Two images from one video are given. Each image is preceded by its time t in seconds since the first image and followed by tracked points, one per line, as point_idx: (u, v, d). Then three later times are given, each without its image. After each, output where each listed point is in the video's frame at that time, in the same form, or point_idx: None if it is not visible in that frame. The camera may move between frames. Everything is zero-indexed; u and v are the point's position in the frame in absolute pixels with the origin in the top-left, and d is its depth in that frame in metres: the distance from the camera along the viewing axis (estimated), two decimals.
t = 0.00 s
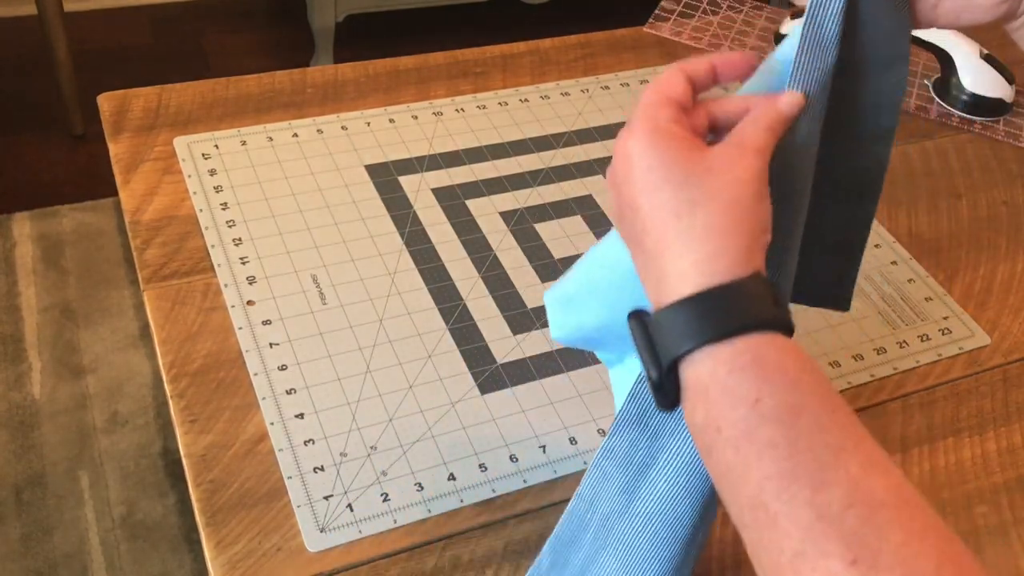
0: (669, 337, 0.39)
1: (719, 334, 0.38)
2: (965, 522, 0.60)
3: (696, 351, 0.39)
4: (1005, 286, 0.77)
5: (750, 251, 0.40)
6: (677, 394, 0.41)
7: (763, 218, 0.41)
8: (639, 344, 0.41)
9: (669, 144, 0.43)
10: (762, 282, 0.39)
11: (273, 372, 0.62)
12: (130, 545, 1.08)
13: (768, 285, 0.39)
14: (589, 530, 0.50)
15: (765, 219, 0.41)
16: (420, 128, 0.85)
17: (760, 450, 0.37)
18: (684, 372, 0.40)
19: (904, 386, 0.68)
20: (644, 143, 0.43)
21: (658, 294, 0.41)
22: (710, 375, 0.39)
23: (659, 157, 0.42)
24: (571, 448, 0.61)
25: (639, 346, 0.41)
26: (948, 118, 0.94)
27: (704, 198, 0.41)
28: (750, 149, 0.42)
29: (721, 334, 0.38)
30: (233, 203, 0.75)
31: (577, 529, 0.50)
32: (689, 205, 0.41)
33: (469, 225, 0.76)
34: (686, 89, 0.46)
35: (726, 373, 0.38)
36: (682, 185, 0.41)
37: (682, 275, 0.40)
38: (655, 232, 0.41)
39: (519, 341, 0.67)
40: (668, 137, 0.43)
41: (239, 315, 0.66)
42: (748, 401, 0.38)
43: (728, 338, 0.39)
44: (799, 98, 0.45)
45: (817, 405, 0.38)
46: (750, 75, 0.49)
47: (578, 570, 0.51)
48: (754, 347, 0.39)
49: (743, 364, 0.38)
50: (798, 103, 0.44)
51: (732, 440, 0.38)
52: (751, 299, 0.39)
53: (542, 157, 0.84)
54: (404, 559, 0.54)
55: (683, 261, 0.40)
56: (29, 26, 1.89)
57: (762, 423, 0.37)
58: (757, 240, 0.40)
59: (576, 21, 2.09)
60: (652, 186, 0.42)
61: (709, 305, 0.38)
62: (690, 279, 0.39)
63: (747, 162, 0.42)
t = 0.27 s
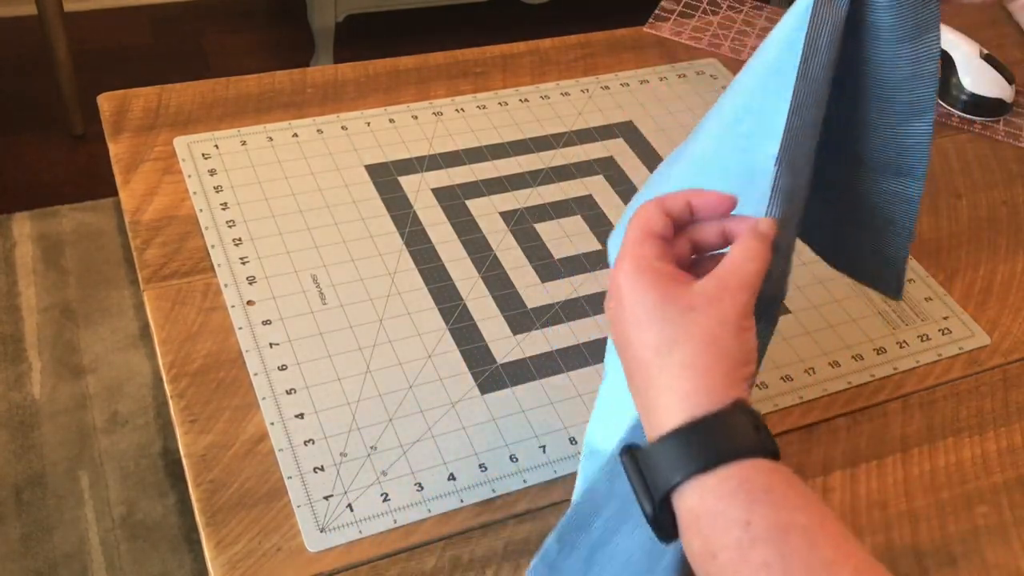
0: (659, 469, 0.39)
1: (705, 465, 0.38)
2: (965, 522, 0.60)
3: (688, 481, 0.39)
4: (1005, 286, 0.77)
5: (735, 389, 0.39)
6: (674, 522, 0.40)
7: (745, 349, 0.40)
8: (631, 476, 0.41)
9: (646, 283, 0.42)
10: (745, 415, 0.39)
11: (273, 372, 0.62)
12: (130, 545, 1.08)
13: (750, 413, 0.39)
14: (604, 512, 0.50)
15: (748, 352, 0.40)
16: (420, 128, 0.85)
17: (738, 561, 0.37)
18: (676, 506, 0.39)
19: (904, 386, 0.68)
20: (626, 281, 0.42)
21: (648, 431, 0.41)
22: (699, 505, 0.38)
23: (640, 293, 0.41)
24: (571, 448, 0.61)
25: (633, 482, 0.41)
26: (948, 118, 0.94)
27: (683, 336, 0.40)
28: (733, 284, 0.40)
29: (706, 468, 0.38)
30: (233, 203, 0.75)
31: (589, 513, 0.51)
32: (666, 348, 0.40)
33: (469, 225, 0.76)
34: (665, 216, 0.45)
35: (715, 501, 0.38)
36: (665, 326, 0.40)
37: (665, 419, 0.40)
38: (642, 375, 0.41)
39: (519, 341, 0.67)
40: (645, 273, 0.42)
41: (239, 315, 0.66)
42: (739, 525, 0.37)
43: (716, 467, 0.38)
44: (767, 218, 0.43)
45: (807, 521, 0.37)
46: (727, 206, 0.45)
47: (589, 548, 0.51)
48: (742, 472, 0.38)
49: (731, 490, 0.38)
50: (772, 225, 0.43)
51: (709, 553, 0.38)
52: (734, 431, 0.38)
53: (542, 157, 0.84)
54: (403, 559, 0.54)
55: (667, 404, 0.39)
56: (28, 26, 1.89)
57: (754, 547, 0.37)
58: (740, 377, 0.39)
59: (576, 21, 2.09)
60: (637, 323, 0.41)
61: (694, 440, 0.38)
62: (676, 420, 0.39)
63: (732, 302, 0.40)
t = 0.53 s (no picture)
0: (645, 483, 0.44)
1: (689, 479, 0.43)
2: (965, 522, 0.60)
3: (674, 492, 0.43)
4: (1005, 286, 0.77)
5: (713, 394, 0.44)
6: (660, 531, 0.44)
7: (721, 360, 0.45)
8: (618, 489, 0.45)
9: (631, 297, 0.47)
10: (727, 427, 0.43)
11: (273, 372, 0.62)
12: (130, 545, 1.08)
13: (732, 426, 0.44)
14: (602, 529, 0.54)
15: (725, 360, 0.45)
16: (420, 128, 0.85)
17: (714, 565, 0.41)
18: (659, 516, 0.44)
19: (904, 386, 0.68)
20: (611, 298, 0.47)
21: (632, 437, 0.46)
22: (685, 517, 0.43)
23: (625, 308, 0.47)
24: (571, 448, 0.61)
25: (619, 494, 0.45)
26: (948, 118, 0.94)
27: (666, 347, 0.45)
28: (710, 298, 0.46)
29: (688, 481, 0.43)
30: (233, 203, 0.75)
31: (588, 526, 0.54)
32: (649, 359, 0.45)
33: (469, 225, 0.76)
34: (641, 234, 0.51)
35: (701, 513, 0.42)
36: (649, 338, 0.46)
37: (651, 425, 0.44)
38: (628, 384, 0.46)
39: (519, 341, 0.67)
40: (629, 288, 0.47)
41: (239, 315, 0.66)
42: (724, 537, 0.41)
43: (698, 481, 0.43)
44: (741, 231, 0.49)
45: (786, 531, 0.42)
46: (700, 221, 0.52)
47: (585, 565, 0.54)
48: (723, 486, 0.43)
49: (716, 503, 0.42)
50: (744, 237, 0.49)
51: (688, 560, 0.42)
52: (717, 441, 0.43)
53: (542, 157, 0.84)
54: (404, 559, 0.54)
55: (651, 410, 0.45)
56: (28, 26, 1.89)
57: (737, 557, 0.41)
58: (718, 383, 0.45)
59: (576, 21, 2.09)
60: (624, 334, 0.46)
61: (680, 455, 0.43)
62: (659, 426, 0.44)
63: (709, 312, 0.46)
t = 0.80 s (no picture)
0: (642, 488, 0.43)
1: (686, 483, 0.42)
2: (965, 522, 0.60)
3: (671, 496, 0.43)
4: (1004, 286, 0.77)
5: (710, 397, 0.44)
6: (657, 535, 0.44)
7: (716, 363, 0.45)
8: (615, 494, 0.45)
9: (627, 301, 0.47)
10: (724, 429, 0.44)
11: (273, 372, 0.62)
12: (130, 545, 1.08)
13: (729, 430, 0.44)
14: (597, 534, 0.54)
15: (722, 364, 0.45)
16: (420, 128, 0.85)
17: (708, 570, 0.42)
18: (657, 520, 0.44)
19: (903, 386, 0.68)
20: (606, 303, 0.47)
21: (628, 439, 0.46)
22: (682, 520, 0.43)
23: (621, 312, 0.46)
24: (571, 448, 0.61)
25: (616, 499, 0.45)
26: (948, 118, 0.94)
27: (662, 351, 0.45)
28: (706, 302, 0.46)
29: (685, 486, 0.42)
30: (233, 203, 0.75)
31: (583, 528, 0.54)
32: (643, 363, 0.45)
33: (469, 225, 0.76)
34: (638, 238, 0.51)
35: (699, 516, 0.42)
36: (643, 343, 0.45)
37: (647, 429, 0.44)
38: (624, 388, 0.46)
39: (519, 341, 0.67)
40: (625, 291, 0.47)
41: (239, 315, 0.65)
42: (722, 540, 0.41)
43: (694, 485, 0.43)
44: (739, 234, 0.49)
45: (783, 534, 0.42)
46: (697, 226, 0.51)
47: (581, 567, 0.54)
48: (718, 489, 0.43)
49: (713, 506, 0.42)
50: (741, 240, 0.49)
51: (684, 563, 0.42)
52: (714, 444, 0.43)
53: (542, 157, 0.84)
54: (404, 559, 0.54)
55: (646, 413, 0.44)
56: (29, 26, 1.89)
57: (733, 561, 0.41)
58: (715, 387, 0.45)
59: (576, 21, 2.09)
60: (620, 340, 0.46)
61: (677, 459, 0.42)
62: (655, 428, 0.44)
63: (707, 316, 0.46)
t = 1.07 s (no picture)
0: (690, 460, 0.43)
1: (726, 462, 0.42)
2: (965, 522, 0.60)
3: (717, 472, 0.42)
4: (1004, 286, 0.77)
5: (768, 381, 0.44)
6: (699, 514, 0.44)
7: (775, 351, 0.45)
8: (665, 466, 0.44)
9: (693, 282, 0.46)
10: (773, 413, 0.43)
11: (273, 372, 0.62)
12: (130, 545, 1.08)
13: (779, 414, 0.43)
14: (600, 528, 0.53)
15: (777, 354, 0.45)
16: (420, 128, 0.85)
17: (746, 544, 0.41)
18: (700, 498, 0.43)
19: (903, 386, 0.68)
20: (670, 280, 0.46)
21: (676, 416, 0.45)
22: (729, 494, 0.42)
23: (687, 292, 0.45)
24: (571, 448, 0.61)
25: (665, 471, 0.44)
26: (948, 118, 0.94)
27: (727, 334, 0.44)
28: (767, 286, 0.45)
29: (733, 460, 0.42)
30: (233, 203, 0.75)
31: (584, 525, 0.54)
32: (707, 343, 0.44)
33: (469, 225, 0.76)
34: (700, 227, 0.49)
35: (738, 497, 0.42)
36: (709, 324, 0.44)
37: (703, 404, 0.43)
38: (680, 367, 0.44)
39: (519, 341, 0.67)
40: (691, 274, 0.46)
41: (239, 315, 0.65)
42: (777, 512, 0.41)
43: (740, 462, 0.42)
44: (784, 219, 0.47)
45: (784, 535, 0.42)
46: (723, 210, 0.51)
47: (586, 563, 0.54)
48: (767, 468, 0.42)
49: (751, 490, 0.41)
50: (786, 227, 0.47)
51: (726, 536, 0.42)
52: (750, 428, 0.42)
53: (542, 157, 0.84)
54: (403, 559, 0.54)
55: (706, 390, 0.43)
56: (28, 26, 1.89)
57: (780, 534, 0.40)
58: (772, 376, 0.44)
59: (575, 21, 2.09)
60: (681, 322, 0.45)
61: (725, 434, 0.42)
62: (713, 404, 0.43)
63: (767, 304, 0.45)
